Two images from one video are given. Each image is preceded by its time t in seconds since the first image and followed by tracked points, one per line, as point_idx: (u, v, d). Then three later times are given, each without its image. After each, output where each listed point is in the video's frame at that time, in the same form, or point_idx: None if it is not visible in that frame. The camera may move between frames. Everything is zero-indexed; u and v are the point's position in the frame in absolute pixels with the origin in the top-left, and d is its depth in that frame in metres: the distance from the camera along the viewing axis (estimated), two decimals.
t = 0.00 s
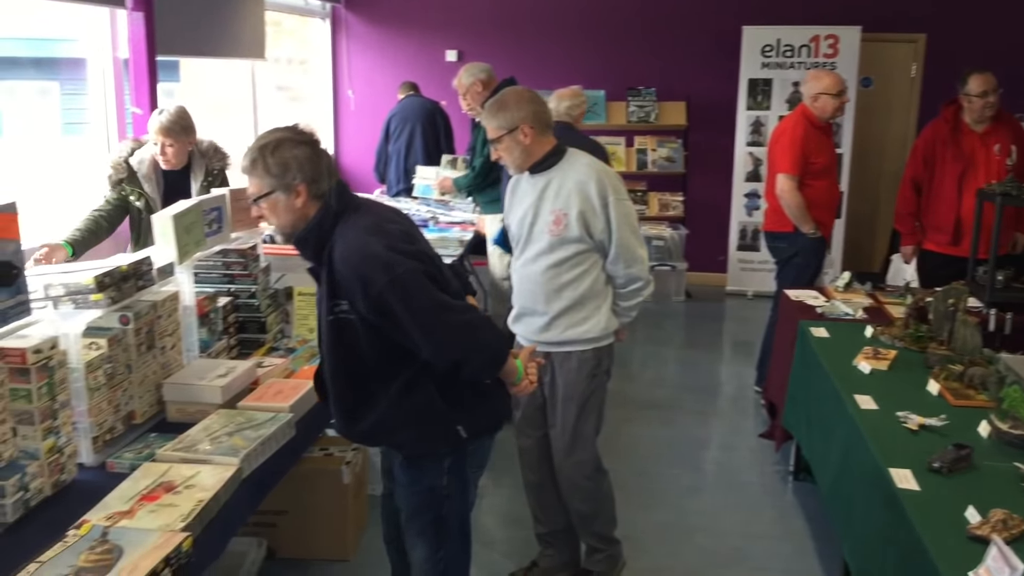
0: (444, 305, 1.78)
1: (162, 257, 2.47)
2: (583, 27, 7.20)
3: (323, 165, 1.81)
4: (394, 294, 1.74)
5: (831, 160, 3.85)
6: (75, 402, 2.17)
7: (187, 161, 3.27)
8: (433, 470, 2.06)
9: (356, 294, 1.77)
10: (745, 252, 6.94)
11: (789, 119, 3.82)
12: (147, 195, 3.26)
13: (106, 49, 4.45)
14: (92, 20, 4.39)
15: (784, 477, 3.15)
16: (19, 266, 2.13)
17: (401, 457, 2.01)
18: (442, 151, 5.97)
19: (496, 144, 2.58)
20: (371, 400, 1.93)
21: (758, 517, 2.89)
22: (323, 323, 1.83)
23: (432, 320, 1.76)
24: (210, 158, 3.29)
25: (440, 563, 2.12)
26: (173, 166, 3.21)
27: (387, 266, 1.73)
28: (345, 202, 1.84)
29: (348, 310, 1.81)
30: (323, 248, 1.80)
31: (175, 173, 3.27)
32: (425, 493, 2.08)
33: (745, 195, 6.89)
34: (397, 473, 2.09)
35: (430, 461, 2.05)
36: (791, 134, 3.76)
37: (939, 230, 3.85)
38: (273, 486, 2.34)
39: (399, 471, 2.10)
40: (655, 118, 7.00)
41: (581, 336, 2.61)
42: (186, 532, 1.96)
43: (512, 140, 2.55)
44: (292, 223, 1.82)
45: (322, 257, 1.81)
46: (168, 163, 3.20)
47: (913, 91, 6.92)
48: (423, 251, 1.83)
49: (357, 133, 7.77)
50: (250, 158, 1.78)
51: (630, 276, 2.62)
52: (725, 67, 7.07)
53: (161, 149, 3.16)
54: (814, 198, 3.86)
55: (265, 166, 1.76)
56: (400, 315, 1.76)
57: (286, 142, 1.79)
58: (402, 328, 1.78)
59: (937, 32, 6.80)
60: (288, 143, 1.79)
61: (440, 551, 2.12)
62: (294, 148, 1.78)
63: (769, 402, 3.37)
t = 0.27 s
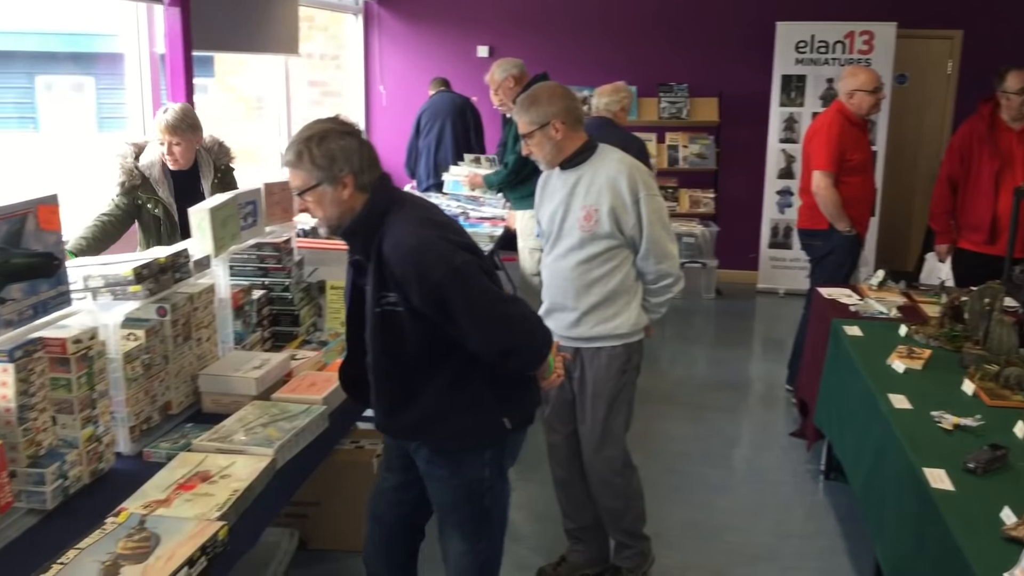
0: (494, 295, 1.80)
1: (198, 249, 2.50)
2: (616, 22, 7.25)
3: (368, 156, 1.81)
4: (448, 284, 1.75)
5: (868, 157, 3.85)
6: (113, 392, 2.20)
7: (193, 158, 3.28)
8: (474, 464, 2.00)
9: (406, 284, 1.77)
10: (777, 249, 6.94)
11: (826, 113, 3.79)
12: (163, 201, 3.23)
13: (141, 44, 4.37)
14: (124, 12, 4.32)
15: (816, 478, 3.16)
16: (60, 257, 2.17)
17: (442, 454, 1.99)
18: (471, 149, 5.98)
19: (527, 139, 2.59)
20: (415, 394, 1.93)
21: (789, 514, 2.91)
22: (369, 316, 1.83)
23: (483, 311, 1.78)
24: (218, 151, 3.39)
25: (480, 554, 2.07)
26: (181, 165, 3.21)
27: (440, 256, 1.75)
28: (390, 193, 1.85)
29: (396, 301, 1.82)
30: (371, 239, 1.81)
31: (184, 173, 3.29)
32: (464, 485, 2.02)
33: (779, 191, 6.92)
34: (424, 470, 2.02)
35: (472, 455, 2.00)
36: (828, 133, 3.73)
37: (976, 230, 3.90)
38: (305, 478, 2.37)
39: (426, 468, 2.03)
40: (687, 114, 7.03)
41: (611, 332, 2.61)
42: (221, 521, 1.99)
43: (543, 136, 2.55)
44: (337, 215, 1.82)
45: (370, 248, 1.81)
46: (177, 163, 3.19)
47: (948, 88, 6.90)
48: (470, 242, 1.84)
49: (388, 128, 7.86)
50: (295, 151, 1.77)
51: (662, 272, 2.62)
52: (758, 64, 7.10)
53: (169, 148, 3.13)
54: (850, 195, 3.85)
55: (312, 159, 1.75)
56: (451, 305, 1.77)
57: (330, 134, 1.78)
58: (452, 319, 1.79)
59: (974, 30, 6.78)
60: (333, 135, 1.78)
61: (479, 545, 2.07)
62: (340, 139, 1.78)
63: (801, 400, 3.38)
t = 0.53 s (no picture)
0: (540, 286, 1.82)
1: (237, 241, 2.52)
2: (652, 17, 7.25)
3: (412, 148, 1.83)
4: (499, 272, 1.77)
5: (907, 154, 3.83)
6: (154, 381, 2.24)
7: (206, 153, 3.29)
8: (516, 460, 2.00)
9: (454, 275, 1.79)
10: (813, 247, 6.90)
11: (865, 109, 3.76)
12: (179, 198, 3.23)
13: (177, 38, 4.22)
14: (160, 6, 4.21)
15: (850, 475, 3.24)
16: (103, 249, 2.21)
17: (484, 450, 1.99)
18: (505, 143, 5.99)
19: (561, 134, 2.59)
20: (459, 387, 1.93)
21: (823, 513, 2.98)
22: (415, 307, 1.85)
23: (530, 301, 1.80)
24: (232, 144, 3.43)
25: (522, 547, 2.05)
26: (196, 161, 3.24)
27: (489, 246, 1.76)
28: (434, 185, 1.87)
29: (443, 292, 1.83)
30: (418, 231, 1.83)
31: (197, 167, 3.34)
32: (505, 480, 2.01)
33: (816, 188, 6.86)
34: (459, 472, 2.02)
35: (514, 452, 2.00)
36: (868, 129, 3.71)
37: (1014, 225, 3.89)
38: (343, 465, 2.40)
39: (461, 470, 2.03)
40: (722, 110, 7.00)
41: (643, 328, 2.60)
42: (260, 510, 2.02)
43: (577, 130, 2.55)
44: (381, 206, 1.84)
45: (417, 240, 1.83)
46: (192, 158, 3.21)
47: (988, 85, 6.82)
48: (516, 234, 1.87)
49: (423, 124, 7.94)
50: (339, 143, 1.78)
51: (697, 268, 2.60)
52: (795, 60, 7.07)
53: (182, 143, 3.15)
54: (889, 191, 3.83)
55: (358, 150, 1.76)
56: (498, 295, 1.79)
57: (374, 125, 1.79)
58: (499, 310, 1.81)
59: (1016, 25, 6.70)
60: (377, 125, 1.79)
61: (522, 537, 2.04)
62: (386, 130, 1.80)
63: (836, 399, 3.37)
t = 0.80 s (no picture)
0: (573, 278, 1.83)
1: (271, 236, 2.55)
2: (686, 13, 7.25)
3: (434, 146, 1.82)
4: (535, 266, 1.78)
5: (944, 150, 3.79)
6: (191, 373, 2.28)
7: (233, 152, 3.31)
8: (555, 455, 2.02)
9: (487, 272, 1.79)
10: (847, 244, 6.91)
11: (901, 106, 3.73)
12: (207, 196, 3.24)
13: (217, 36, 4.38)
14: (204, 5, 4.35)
15: (884, 474, 3.24)
16: (142, 243, 2.25)
17: (522, 449, 1.99)
18: (536, 137, 6.04)
19: (593, 130, 2.58)
20: (494, 386, 1.93)
21: (857, 512, 2.96)
22: (448, 307, 1.85)
23: (565, 293, 1.81)
24: (259, 141, 3.43)
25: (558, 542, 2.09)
26: (224, 159, 3.26)
27: (522, 241, 1.77)
28: (458, 183, 1.87)
29: (475, 290, 1.83)
30: (447, 230, 1.82)
31: (225, 165, 3.34)
32: (543, 482, 2.03)
33: (851, 185, 6.81)
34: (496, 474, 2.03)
35: (552, 447, 2.02)
36: (903, 125, 3.68)
37: None
38: (378, 455, 2.43)
39: (498, 473, 2.05)
40: (755, 106, 6.95)
41: (676, 324, 2.60)
42: (295, 501, 2.06)
43: (609, 126, 2.55)
44: (406, 209, 1.82)
45: (446, 239, 1.83)
46: (220, 156, 3.22)
47: None
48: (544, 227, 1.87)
49: (452, 119, 8.04)
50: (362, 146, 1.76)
51: (730, 264, 2.59)
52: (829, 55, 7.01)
53: (210, 142, 3.16)
54: (925, 188, 3.79)
55: (381, 154, 1.75)
56: (534, 290, 1.79)
57: (396, 127, 1.79)
58: (534, 305, 1.81)
59: None
60: (400, 127, 1.78)
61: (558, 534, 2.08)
62: (407, 131, 1.78)
63: (869, 398, 3.35)
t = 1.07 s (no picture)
0: (596, 278, 1.82)
1: (301, 232, 2.57)
2: (715, 9, 7.24)
3: (445, 148, 1.80)
4: (557, 266, 1.76)
5: (976, 147, 3.75)
6: (223, 366, 2.31)
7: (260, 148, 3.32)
8: (580, 457, 2.01)
9: (508, 272, 1.78)
10: (877, 242, 6.85)
11: (933, 102, 3.68)
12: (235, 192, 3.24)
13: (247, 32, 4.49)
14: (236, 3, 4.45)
15: (913, 474, 3.21)
16: (175, 237, 2.27)
17: (546, 452, 1.98)
18: (563, 133, 6.04)
19: (622, 126, 2.58)
20: (516, 389, 1.92)
21: (886, 512, 2.95)
22: (469, 309, 1.84)
23: (588, 293, 1.79)
24: (286, 137, 3.45)
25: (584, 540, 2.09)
26: (252, 155, 3.28)
27: (543, 239, 1.76)
28: (475, 183, 1.86)
29: (496, 291, 1.83)
30: (467, 231, 1.81)
31: (254, 162, 3.36)
32: (568, 486, 2.03)
33: (880, 181, 6.79)
34: (520, 478, 2.03)
35: (577, 450, 2.00)
36: (936, 122, 3.64)
37: None
38: (408, 448, 2.44)
39: (523, 476, 2.04)
40: (784, 102, 6.92)
41: (704, 321, 2.59)
42: (324, 494, 2.08)
43: (639, 122, 2.54)
44: (425, 213, 1.82)
45: (466, 240, 1.82)
46: (248, 153, 3.26)
47: None
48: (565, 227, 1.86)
49: (481, 115, 8.12)
50: (372, 157, 1.75)
51: (759, 261, 2.57)
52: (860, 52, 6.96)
53: (239, 138, 3.19)
54: (958, 185, 3.75)
55: (392, 163, 1.73)
56: (556, 290, 1.78)
57: (403, 133, 1.77)
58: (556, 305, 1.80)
59: None
60: (406, 133, 1.77)
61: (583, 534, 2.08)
62: (416, 137, 1.77)
63: (899, 397, 3.33)
